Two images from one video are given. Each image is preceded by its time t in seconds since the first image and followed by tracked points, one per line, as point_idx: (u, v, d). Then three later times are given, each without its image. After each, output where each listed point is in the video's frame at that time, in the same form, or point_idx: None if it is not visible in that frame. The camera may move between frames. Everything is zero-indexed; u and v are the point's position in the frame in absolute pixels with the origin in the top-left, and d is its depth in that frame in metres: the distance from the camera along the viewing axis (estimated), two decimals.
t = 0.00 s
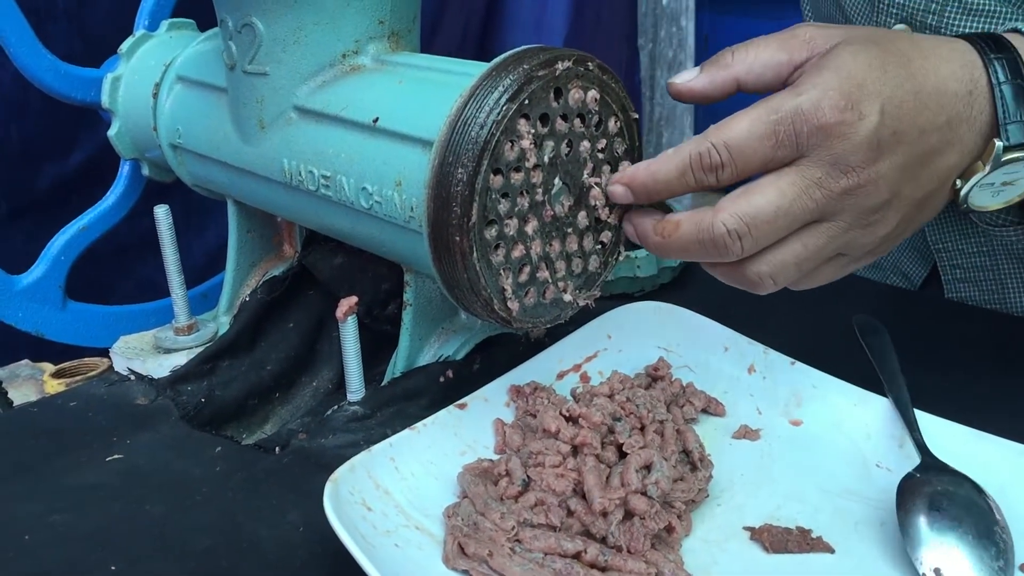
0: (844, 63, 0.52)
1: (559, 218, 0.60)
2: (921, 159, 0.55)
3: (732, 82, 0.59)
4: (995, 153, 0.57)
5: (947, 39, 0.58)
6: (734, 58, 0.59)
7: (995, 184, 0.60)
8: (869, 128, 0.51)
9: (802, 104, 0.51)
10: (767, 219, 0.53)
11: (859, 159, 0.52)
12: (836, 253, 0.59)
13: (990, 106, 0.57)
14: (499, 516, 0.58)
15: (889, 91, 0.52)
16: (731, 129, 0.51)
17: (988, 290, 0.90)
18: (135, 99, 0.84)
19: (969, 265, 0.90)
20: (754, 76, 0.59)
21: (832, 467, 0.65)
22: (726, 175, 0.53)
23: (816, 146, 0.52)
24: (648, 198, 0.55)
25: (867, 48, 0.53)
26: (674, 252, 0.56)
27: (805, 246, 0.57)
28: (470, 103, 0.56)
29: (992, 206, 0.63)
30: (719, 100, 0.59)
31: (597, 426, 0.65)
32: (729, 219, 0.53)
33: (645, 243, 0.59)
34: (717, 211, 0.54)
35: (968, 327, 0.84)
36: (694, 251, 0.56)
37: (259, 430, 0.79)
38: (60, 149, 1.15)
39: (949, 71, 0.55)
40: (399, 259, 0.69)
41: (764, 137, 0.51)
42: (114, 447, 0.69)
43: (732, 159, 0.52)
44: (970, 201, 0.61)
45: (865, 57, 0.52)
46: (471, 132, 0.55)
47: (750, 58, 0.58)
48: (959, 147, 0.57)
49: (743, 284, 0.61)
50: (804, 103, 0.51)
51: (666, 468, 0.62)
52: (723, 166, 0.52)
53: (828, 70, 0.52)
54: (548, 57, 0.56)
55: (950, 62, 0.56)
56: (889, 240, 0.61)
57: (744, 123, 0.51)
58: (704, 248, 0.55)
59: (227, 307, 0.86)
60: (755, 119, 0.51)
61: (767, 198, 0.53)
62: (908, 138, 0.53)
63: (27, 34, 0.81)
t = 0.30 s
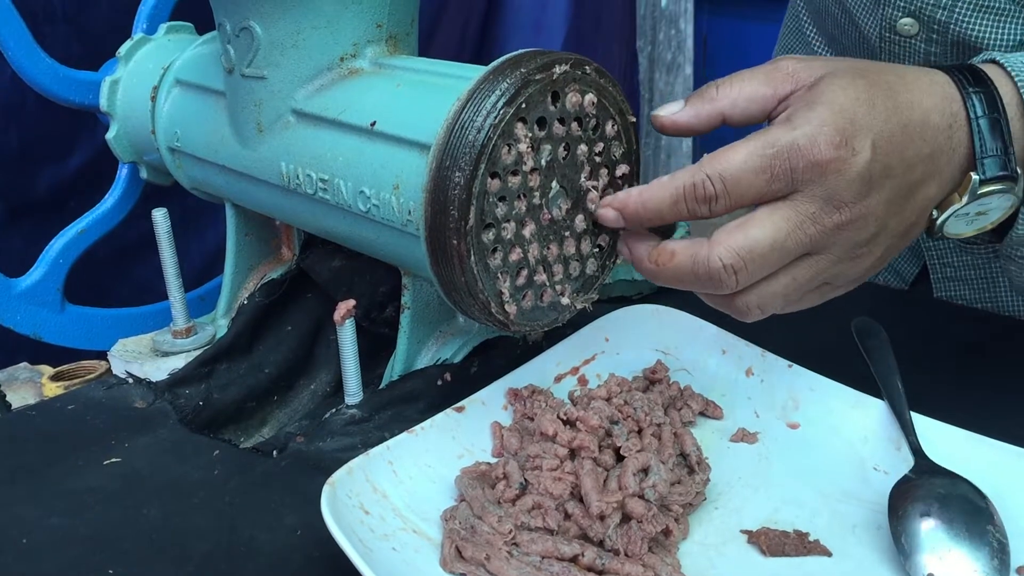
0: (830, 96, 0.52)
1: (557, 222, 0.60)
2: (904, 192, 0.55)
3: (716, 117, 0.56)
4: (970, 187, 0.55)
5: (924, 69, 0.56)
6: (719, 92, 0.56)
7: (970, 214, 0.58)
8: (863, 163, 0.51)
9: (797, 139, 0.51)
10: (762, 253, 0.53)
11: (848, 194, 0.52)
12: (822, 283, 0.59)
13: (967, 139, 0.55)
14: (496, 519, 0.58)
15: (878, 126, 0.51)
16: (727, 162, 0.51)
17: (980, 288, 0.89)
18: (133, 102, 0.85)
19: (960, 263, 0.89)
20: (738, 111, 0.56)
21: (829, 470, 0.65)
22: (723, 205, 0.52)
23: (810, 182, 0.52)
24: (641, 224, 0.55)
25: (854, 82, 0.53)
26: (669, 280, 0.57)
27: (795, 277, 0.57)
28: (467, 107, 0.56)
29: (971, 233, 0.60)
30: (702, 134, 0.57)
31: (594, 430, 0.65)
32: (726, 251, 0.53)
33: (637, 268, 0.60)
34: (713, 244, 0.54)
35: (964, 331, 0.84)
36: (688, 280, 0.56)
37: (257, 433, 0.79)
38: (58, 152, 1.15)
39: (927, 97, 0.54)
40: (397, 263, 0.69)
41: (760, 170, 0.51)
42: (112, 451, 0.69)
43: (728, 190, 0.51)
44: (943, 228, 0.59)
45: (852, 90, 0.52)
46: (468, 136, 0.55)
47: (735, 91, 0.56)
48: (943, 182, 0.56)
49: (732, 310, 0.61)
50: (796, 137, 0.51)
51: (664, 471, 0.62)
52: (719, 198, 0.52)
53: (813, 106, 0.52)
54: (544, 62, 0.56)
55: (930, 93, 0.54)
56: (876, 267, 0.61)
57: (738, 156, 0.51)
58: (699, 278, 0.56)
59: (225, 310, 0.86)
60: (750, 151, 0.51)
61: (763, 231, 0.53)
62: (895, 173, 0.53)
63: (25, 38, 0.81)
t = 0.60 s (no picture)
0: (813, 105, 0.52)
1: (558, 224, 0.60)
2: (872, 210, 0.55)
3: (694, 117, 0.56)
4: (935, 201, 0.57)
5: (897, 82, 0.58)
6: (700, 93, 0.56)
7: (935, 226, 0.59)
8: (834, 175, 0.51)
9: (775, 144, 0.51)
10: (736, 254, 0.53)
11: (823, 202, 0.52)
12: (792, 293, 0.59)
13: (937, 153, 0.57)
14: (497, 522, 0.58)
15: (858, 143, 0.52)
16: (703, 159, 0.50)
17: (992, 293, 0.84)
18: (133, 104, 0.85)
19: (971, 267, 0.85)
20: (715, 113, 0.56)
21: (829, 472, 0.65)
22: (700, 200, 0.52)
23: (786, 188, 0.52)
24: (614, 218, 0.53)
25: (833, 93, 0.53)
26: (642, 286, 0.55)
27: (770, 281, 0.56)
28: (466, 109, 0.56)
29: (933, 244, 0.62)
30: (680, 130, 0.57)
31: (594, 432, 0.65)
32: (703, 249, 0.53)
33: (598, 283, 0.57)
34: (689, 243, 0.53)
35: (964, 333, 0.84)
36: (663, 284, 0.54)
37: (257, 436, 0.78)
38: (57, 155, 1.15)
39: (901, 109, 0.55)
40: (396, 265, 0.69)
41: (736, 172, 0.51)
42: (112, 454, 0.69)
43: (705, 186, 0.51)
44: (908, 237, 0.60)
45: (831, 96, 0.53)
46: (468, 139, 0.55)
47: (714, 94, 0.56)
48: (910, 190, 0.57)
49: (696, 324, 0.60)
50: (774, 141, 0.51)
51: (664, 473, 0.62)
52: (697, 192, 0.51)
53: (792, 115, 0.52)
54: (544, 64, 0.57)
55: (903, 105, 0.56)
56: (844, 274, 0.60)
57: (716, 155, 0.50)
58: (675, 280, 0.54)
59: (224, 312, 0.86)
60: (728, 151, 0.50)
61: (739, 232, 0.52)
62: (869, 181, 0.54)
63: (24, 41, 0.81)
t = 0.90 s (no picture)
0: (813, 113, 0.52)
1: (560, 228, 0.60)
2: (869, 217, 0.55)
3: (694, 123, 0.56)
4: (927, 210, 0.57)
5: (894, 90, 0.58)
6: (699, 98, 0.56)
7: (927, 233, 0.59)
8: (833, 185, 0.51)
9: (776, 153, 0.51)
10: (737, 264, 0.53)
11: (823, 211, 0.52)
12: (786, 301, 0.59)
13: (930, 161, 0.57)
14: (495, 526, 0.58)
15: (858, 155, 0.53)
16: (705, 166, 0.50)
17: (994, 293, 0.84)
18: (132, 108, 0.85)
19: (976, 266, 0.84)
20: (714, 118, 0.56)
21: (827, 475, 0.65)
22: (703, 207, 0.52)
23: (785, 197, 0.52)
24: (615, 223, 0.52)
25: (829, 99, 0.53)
26: (641, 296, 0.55)
27: (767, 288, 0.56)
28: (465, 113, 0.56)
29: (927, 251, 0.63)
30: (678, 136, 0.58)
31: (592, 436, 0.65)
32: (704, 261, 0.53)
33: (599, 290, 0.57)
34: (690, 255, 0.53)
35: (964, 336, 0.84)
36: (663, 294, 0.55)
37: (255, 440, 0.78)
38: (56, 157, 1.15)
39: (896, 117, 0.55)
40: (395, 269, 0.69)
41: (737, 179, 0.51)
42: (110, 457, 0.69)
43: (706, 195, 0.51)
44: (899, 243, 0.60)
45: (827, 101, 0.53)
46: (466, 142, 0.55)
47: (713, 98, 0.56)
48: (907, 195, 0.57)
49: (693, 330, 0.60)
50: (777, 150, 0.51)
51: (662, 476, 0.62)
52: (698, 200, 0.51)
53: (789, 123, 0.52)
54: (543, 68, 0.57)
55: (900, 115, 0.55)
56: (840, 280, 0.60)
57: (717, 162, 0.50)
58: (675, 291, 0.54)
59: (223, 315, 0.86)
60: (729, 159, 0.50)
61: (738, 242, 0.52)
62: (865, 193, 0.54)
63: (23, 44, 0.81)
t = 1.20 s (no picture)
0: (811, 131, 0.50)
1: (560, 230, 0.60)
2: (869, 242, 0.53)
3: (681, 111, 0.53)
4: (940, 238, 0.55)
5: (904, 109, 0.56)
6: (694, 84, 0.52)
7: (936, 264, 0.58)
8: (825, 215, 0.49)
9: (769, 173, 0.48)
10: (719, 296, 0.50)
11: (814, 239, 0.50)
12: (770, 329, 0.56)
13: (945, 185, 0.55)
14: (495, 527, 0.58)
15: (864, 188, 0.51)
16: (696, 189, 0.47)
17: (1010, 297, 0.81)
18: (132, 109, 0.85)
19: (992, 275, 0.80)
20: (704, 111, 0.52)
21: (827, 476, 0.66)
22: (692, 234, 0.48)
23: (775, 222, 0.49)
24: (589, 240, 0.50)
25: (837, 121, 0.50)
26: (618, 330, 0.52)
27: (752, 319, 0.54)
28: (465, 115, 0.57)
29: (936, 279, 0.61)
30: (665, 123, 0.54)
31: (593, 437, 0.65)
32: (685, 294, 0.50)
33: (570, 326, 0.54)
34: (668, 285, 0.51)
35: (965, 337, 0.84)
36: (641, 329, 0.52)
37: (256, 440, 0.78)
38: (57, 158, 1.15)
39: (904, 141, 0.53)
40: (394, 270, 0.69)
41: (730, 202, 0.48)
42: (111, 458, 0.69)
43: (694, 223, 0.48)
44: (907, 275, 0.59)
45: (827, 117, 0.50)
46: (467, 144, 0.55)
47: (707, 90, 0.52)
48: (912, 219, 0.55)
49: (670, 364, 0.57)
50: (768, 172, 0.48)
51: (662, 478, 0.62)
52: (684, 228, 0.48)
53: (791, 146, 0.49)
54: (542, 70, 0.57)
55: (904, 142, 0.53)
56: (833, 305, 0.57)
57: (708, 184, 0.47)
58: (653, 325, 0.52)
59: (224, 317, 0.86)
60: (719, 180, 0.47)
61: (723, 271, 0.50)
62: (863, 221, 0.52)
63: (23, 45, 0.81)
